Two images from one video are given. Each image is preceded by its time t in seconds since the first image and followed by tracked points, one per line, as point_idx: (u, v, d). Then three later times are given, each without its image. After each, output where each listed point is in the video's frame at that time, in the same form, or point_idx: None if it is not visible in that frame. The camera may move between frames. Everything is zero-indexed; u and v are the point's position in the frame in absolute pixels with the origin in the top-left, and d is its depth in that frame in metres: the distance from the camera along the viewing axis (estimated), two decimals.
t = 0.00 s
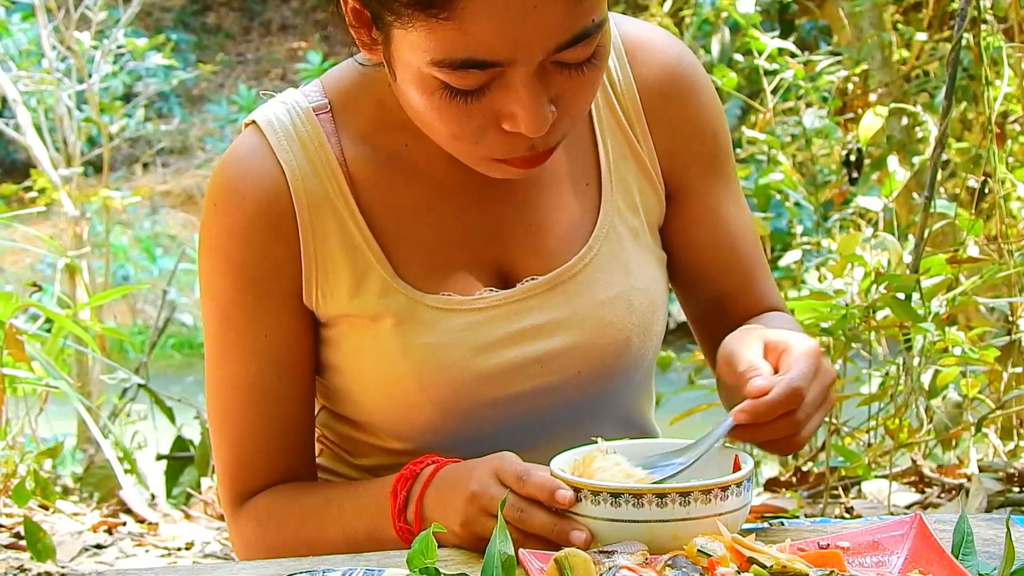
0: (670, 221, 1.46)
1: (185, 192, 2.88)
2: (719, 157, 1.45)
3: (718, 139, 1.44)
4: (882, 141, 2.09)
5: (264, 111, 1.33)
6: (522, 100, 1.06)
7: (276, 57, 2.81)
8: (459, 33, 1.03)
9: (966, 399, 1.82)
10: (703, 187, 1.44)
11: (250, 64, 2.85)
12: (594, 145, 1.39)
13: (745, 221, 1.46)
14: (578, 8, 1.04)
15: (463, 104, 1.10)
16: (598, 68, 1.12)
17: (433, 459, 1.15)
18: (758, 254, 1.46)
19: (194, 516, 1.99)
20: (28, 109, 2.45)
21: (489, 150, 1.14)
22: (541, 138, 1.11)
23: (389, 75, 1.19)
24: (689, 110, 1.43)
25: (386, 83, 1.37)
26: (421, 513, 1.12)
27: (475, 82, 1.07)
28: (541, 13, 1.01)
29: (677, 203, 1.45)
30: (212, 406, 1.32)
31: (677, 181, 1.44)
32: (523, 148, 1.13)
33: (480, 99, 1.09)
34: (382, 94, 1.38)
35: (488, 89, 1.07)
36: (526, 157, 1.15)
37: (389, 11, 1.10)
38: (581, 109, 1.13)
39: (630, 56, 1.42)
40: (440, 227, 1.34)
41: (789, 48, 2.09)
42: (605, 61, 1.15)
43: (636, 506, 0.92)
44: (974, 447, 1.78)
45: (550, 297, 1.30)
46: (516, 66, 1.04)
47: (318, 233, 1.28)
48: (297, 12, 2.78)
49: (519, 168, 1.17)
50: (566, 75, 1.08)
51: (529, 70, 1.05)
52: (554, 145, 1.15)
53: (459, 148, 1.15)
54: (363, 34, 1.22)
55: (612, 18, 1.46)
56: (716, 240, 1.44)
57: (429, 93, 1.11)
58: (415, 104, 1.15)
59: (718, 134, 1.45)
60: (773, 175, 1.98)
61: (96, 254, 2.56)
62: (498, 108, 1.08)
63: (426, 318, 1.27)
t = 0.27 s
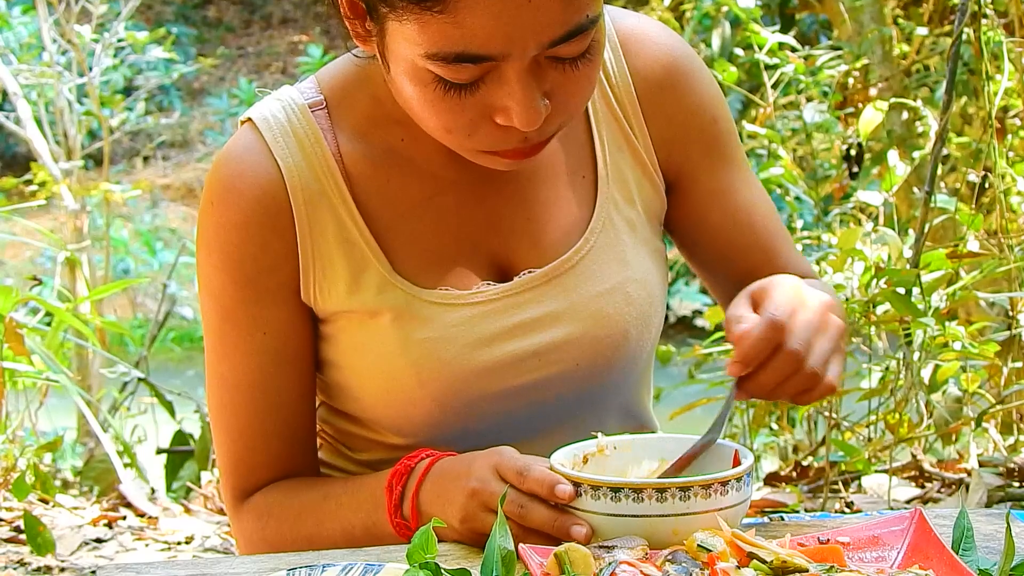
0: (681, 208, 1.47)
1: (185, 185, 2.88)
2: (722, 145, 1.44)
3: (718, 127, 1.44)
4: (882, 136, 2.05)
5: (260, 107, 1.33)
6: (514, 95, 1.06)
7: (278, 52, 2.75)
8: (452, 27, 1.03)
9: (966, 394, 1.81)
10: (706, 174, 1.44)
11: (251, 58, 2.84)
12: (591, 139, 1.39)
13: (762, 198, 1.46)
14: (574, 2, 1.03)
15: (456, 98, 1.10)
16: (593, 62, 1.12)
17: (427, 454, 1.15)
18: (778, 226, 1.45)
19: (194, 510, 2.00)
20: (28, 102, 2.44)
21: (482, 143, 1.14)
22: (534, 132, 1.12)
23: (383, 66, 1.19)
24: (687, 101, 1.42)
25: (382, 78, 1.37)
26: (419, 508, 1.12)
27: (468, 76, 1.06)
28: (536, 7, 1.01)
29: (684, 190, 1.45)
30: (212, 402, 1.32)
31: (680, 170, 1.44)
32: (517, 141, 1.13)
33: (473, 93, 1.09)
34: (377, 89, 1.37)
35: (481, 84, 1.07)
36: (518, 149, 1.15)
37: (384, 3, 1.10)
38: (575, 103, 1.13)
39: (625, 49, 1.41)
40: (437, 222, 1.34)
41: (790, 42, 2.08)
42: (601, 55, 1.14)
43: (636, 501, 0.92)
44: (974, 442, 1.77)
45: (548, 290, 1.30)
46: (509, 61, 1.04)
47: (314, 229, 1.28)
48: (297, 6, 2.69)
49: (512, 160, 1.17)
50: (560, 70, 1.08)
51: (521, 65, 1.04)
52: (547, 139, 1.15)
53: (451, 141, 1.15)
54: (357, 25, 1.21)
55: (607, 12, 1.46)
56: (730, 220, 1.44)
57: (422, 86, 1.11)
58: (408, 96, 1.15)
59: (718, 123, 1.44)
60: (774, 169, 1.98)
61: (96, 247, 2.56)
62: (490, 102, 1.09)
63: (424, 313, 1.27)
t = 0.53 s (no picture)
0: (689, 199, 1.48)
1: (184, 181, 2.88)
2: (727, 138, 1.44)
3: (721, 120, 1.44)
4: (882, 133, 2.05)
5: (258, 107, 1.32)
6: (513, 95, 1.06)
7: (277, 47, 2.77)
8: (451, 28, 1.03)
9: (965, 391, 1.81)
10: (710, 167, 1.44)
11: (251, 55, 2.82)
12: (589, 137, 1.39)
13: (769, 183, 1.46)
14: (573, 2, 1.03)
15: (454, 98, 1.10)
16: (592, 62, 1.12)
17: (425, 452, 1.15)
18: (789, 209, 1.46)
19: (193, 507, 1.99)
20: (28, 99, 2.44)
21: (481, 143, 1.14)
22: (533, 132, 1.12)
23: (381, 66, 1.19)
24: (689, 96, 1.42)
25: (380, 77, 1.37)
26: (418, 507, 1.12)
27: (466, 77, 1.06)
28: (534, 9, 1.01)
29: (690, 183, 1.46)
30: (211, 401, 1.32)
31: (684, 165, 1.44)
32: (515, 141, 1.13)
33: (471, 94, 1.08)
34: (376, 88, 1.37)
35: (479, 85, 1.07)
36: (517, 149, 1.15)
37: (381, 4, 1.09)
38: (573, 102, 1.13)
39: (624, 46, 1.41)
40: (435, 221, 1.34)
41: (790, 40, 2.08)
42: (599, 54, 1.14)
43: (636, 499, 0.92)
44: (974, 440, 1.78)
45: (547, 288, 1.30)
46: (507, 62, 1.04)
47: (313, 229, 1.28)
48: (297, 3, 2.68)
49: (511, 160, 1.17)
50: (558, 70, 1.08)
51: (519, 66, 1.04)
52: (547, 138, 1.15)
53: (450, 141, 1.16)
54: (355, 26, 1.21)
55: (606, 9, 1.45)
56: (735, 209, 1.45)
57: (420, 87, 1.11)
58: (407, 97, 1.15)
59: (720, 115, 1.44)
60: (773, 167, 1.98)
61: (96, 243, 2.56)
62: (489, 103, 1.09)
63: (423, 312, 1.27)
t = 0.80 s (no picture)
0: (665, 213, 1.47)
1: (184, 181, 2.89)
2: (717, 147, 1.45)
3: (714, 130, 1.44)
4: (881, 132, 2.05)
5: (260, 106, 1.32)
6: (516, 89, 1.06)
7: (276, 47, 2.76)
8: (454, 21, 1.02)
9: (964, 391, 1.81)
10: (699, 175, 1.44)
11: (250, 54, 2.82)
12: (591, 137, 1.39)
13: (741, 206, 1.47)
14: None
15: (458, 92, 1.09)
16: (594, 57, 1.12)
17: (424, 452, 1.15)
18: (750, 233, 1.47)
19: (193, 507, 2.00)
20: (26, 98, 2.44)
21: (483, 138, 1.14)
22: (536, 127, 1.12)
23: (384, 62, 1.19)
24: (688, 100, 1.42)
25: (383, 77, 1.37)
26: (417, 507, 1.11)
27: (469, 71, 1.06)
28: (536, 3, 1.01)
29: (675, 194, 1.45)
30: (210, 400, 1.32)
31: (676, 171, 1.44)
32: (519, 136, 1.13)
33: (475, 88, 1.08)
34: (378, 87, 1.37)
35: (483, 78, 1.07)
36: (520, 144, 1.15)
37: None
38: (576, 98, 1.13)
39: (627, 49, 1.41)
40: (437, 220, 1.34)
41: (789, 39, 2.08)
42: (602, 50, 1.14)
43: (634, 498, 0.92)
44: (973, 440, 1.78)
45: (549, 288, 1.30)
46: (511, 55, 1.04)
47: (315, 228, 1.28)
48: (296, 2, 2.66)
49: (514, 155, 1.17)
50: (562, 65, 1.08)
51: (523, 59, 1.04)
52: (550, 133, 1.15)
53: (454, 136, 1.15)
54: (357, 21, 1.21)
55: (610, 10, 1.45)
56: (704, 228, 1.45)
57: (423, 81, 1.11)
58: (410, 92, 1.14)
59: (713, 126, 1.44)
60: (772, 166, 1.98)
61: (95, 242, 2.56)
62: (493, 97, 1.08)
63: (425, 312, 1.27)
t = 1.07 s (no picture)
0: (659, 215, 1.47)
1: (183, 181, 2.89)
2: (715, 151, 1.45)
3: (712, 133, 1.44)
4: (881, 133, 2.06)
5: (261, 101, 1.32)
6: (522, 76, 1.06)
7: (275, 47, 2.75)
8: (460, 6, 1.03)
9: (963, 391, 1.81)
10: (696, 177, 1.44)
11: (250, 54, 2.82)
12: (593, 135, 1.39)
13: (737, 212, 1.47)
14: None
15: (463, 79, 1.09)
16: (596, 47, 1.12)
17: (423, 452, 1.15)
18: (745, 241, 1.47)
19: (192, 507, 2.00)
20: (25, 98, 2.44)
21: (486, 129, 1.13)
22: (539, 117, 1.11)
23: (388, 54, 1.18)
24: (687, 100, 1.43)
25: (385, 73, 1.37)
26: (416, 505, 1.11)
27: (474, 57, 1.06)
28: None
29: (669, 196, 1.45)
30: (208, 396, 1.31)
31: (675, 171, 1.44)
32: (522, 127, 1.13)
33: (480, 75, 1.08)
34: (380, 84, 1.37)
35: (488, 65, 1.07)
36: (523, 136, 1.14)
37: None
38: (579, 89, 1.13)
39: (628, 49, 1.42)
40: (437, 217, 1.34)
41: (788, 39, 2.08)
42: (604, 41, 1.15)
43: (633, 498, 0.92)
44: (972, 440, 1.78)
45: (550, 286, 1.30)
46: (515, 41, 1.04)
47: (316, 224, 1.28)
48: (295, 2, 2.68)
49: (517, 147, 1.16)
50: (564, 54, 1.08)
51: (528, 46, 1.04)
52: (553, 125, 1.15)
53: (457, 127, 1.15)
54: (362, 11, 1.21)
55: (611, 9, 1.45)
56: (698, 233, 1.45)
57: (428, 69, 1.10)
58: (414, 81, 1.14)
59: (712, 128, 1.44)
60: (771, 166, 1.98)
61: (93, 242, 2.56)
62: (497, 85, 1.08)
63: (425, 308, 1.27)
